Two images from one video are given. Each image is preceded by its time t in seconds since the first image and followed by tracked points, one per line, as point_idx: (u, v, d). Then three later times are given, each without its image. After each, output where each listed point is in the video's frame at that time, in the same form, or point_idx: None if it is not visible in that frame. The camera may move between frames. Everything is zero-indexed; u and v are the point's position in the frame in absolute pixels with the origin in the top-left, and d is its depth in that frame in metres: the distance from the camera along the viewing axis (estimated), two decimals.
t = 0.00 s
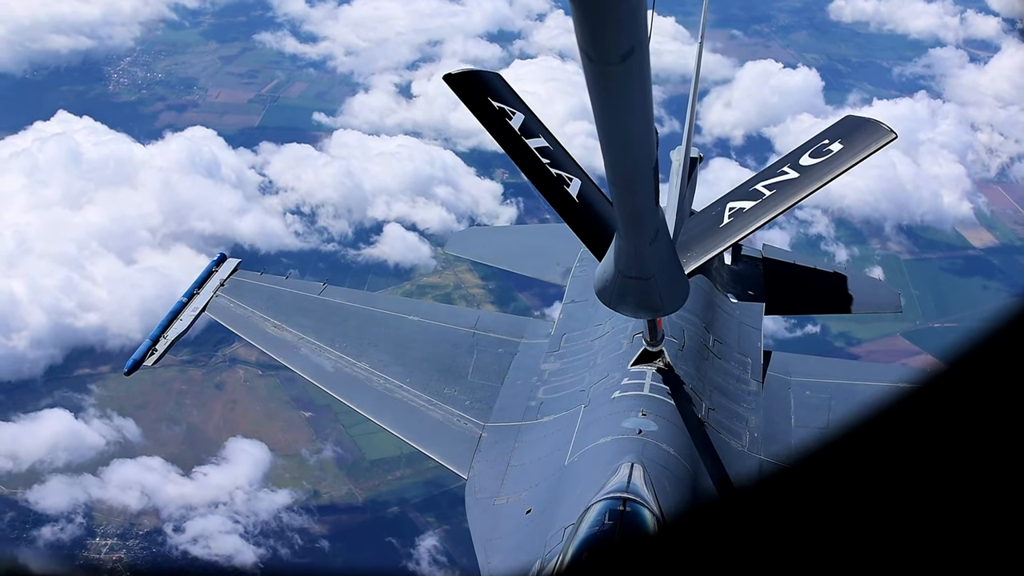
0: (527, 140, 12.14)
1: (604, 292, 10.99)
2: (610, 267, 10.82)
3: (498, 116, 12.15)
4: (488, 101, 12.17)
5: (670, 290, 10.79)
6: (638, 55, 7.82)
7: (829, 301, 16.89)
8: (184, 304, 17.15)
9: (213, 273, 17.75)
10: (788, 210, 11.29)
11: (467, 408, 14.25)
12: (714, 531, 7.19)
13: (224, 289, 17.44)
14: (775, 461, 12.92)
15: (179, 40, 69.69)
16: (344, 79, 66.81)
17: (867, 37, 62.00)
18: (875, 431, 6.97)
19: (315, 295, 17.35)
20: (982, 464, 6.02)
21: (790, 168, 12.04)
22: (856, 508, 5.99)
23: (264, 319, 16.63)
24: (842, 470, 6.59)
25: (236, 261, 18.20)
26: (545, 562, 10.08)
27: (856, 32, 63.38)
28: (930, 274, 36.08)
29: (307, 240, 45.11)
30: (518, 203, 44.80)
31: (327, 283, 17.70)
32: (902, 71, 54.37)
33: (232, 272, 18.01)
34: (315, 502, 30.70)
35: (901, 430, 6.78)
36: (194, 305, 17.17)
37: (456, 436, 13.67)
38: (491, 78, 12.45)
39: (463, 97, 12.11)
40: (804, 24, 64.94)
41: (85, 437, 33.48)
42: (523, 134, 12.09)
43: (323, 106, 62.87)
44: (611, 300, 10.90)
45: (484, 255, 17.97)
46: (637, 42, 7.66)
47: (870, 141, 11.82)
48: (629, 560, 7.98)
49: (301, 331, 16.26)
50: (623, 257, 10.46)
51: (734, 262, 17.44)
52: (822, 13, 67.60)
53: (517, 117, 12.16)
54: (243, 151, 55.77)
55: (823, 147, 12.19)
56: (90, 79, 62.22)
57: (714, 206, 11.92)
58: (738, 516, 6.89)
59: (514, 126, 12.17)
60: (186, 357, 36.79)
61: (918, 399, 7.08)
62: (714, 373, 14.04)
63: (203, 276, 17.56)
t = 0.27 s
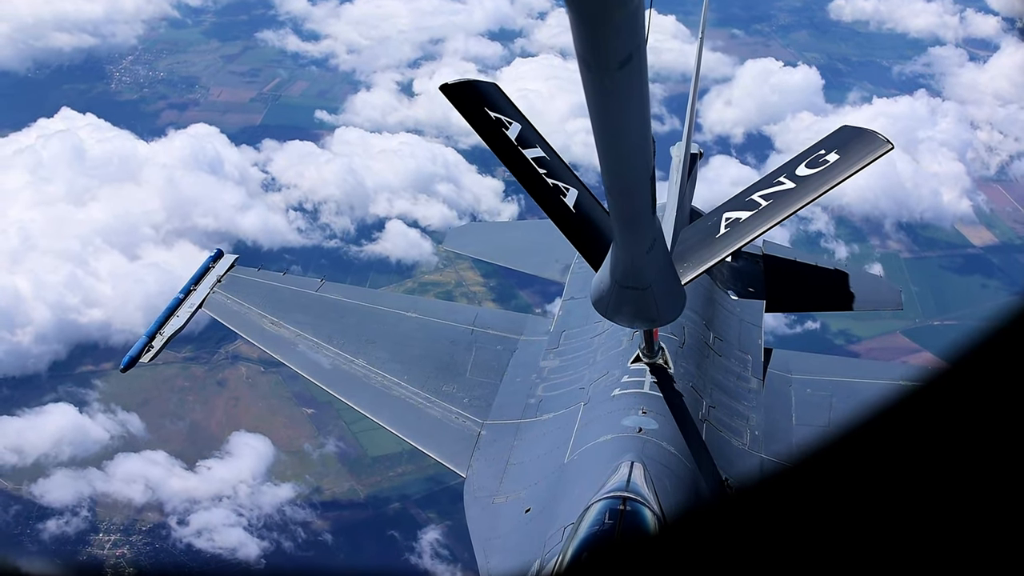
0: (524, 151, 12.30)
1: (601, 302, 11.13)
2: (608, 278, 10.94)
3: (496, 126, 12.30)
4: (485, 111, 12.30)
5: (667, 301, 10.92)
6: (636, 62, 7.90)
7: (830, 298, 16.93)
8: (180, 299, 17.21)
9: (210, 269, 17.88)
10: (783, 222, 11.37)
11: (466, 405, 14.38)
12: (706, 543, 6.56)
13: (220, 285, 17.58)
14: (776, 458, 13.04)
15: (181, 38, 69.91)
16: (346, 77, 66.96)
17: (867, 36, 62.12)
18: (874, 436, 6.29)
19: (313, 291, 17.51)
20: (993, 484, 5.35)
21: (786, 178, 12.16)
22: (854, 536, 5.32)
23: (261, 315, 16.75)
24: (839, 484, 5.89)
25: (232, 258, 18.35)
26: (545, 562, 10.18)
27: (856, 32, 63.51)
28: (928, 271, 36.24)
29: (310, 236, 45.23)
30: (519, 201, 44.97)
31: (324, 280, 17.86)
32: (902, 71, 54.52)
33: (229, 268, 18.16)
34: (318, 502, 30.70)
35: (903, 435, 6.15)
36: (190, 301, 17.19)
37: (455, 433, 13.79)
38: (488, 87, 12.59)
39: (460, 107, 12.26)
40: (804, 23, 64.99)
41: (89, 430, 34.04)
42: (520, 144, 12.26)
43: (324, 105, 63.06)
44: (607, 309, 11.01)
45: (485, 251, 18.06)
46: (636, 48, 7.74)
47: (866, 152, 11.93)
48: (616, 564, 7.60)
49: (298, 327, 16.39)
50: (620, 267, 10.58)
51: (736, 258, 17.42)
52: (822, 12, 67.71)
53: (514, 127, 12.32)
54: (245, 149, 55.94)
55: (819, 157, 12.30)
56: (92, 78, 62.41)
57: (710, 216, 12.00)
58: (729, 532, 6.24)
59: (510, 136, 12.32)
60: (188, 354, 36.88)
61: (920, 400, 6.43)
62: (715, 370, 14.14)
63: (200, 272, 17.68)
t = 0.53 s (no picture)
0: (522, 151, 12.41)
1: (598, 303, 11.25)
2: (606, 279, 11.05)
3: (493, 126, 12.42)
4: (482, 111, 12.43)
5: (664, 302, 11.05)
6: (635, 63, 7.91)
7: (831, 296, 16.97)
8: (177, 296, 17.35)
9: (208, 266, 18.05)
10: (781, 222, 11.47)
11: (466, 404, 14.52)
12: (705, 551, 6.12)
13: (218, 282, 17.73)
14: (777, 456, 13.16)
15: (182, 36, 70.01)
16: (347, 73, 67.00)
17: (867, 35, 62.10)
18: (871, 440, 5.71)
19: (311, 288, 17.67)
20: (1000, 504, 4.79)
21: (783, 178, 12.26)
22: (842, 562, 4.85)
23: (258, 313, 16.86)
24: (828, 494, 5.36)
25: (230, 255, 18.52)
26: (546, 561, 10.32)
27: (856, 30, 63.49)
28: (927, 269, 36.39)
29: (312, 232, 45.35)
30: (521, 198, 45.09)
31: (322, 276, 18.02)
32: (903, 69, 54.54)
33: (226, 265, 18.33)
34: (319, 497, 30.74)
35: (903, 440, 5.59)
36: (187, 298, 17.35)
37: (455, 432, 13.92)
38: (485, 88, 12.69)
39: (458, 108, 12.39)
40: (804, 21, 64.97)
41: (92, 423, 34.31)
42: (517, 144, 12.38)
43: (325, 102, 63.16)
44: (606, 309, 11.13)
45: (483, 249, 18.19)
46: (635, 48, 7.74)
47: (864, 152, 12.00)
48: (609, 564, 7.58)
49: (295, 324, 16.53)
50: (618, 268, 10.69)
51: (736, 256, 17.39)
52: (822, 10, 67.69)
53: (511, 128, 12.43)
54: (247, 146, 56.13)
55: (816, 157, 12.41)
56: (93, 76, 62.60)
57: (707, 216, 12.08)
58: (718, 544, 5.88)
59: (508, 137, 12.44)
60: (190, 350, 37.06)
61: (924, 400, 5.84)
62: (715, 368, 14.27)
63: (197, 269, 17.85)
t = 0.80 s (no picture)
0: (524, 150, 12.50)
1: (601, 302, 11.36)
2: (608, 279, 11.15)
3: (496, 126, 12.53)
4: (484, 111, 12.55)
5: (667, 303, 11.15)
6: (636, 62, 7.90)
7: (832, 296, 17.10)
8: (176, 297, 17.48)
9: (206, 266, 18.20)
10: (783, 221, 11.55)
11: (465, 404, 14.65)
12: (704, 550, 6.02)
13: (217, 282, 17.89)
14: (778, 457, 13.27)
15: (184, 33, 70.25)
16: (348, 70, 67.09)
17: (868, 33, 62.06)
18: (870, 440, 5.62)
19: (310, 288, 17.82)
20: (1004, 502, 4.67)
21: (786, 178, 12.35)
22: (839, 563, 4.77)
23: (257, 313, 16.99)
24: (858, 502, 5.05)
25: (228, 255, 18.66)
26: (547, 562, 10.45)
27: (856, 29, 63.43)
28: (926, 267, 36.51)
29: (314, 227, 45.48)
30: (521, 194, 45.22)
31: (321, 277, 18.17)
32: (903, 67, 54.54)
33: (225, 266, 18.48)
34: (321, 493, 30.98)
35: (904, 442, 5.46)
36: (185, 299, 17.50)
37: (455, 433, 14.06)
38: (487, 88, 12.80)
39: (460, 108, 12.49)
40: (804, 19, 64.93)
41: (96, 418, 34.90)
42: (519, 144, 12.47)
43: (326, 99, 63.31)
44: (608, 309, 11.22)
45: (483, 248, 18.30)
46: (636, 48, 7.73)
47: (867, 152, 12.08)
48: (607, 566, 7.69)
49: (294, 324, 16.67)
50: (621, 269, 10.79)
51: (737, 256, 17.58)
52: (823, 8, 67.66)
53: (513, 128, 12.53)
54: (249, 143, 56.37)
55: (819, 156, 12.48)
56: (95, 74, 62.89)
57: (709, 216, 12.18)
58: (715, 546, 5.79)
59: (510, 136, 12.53)
60: (192, 346, 37.29)
61: (926, 400, 5.73)
62: (717, 368, 14.38)
63: (196, 269, 18.00)
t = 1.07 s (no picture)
0: (529, 148, 12.60)
1: (605, 301, 11.42)
2: (612, 278, 11.21)
3: (501, 125, 12.66)
4: (490, 110, 12.70)
5: (673, 300, 11.20)
6: (639, 60, 7.81)
7: (833, 297, 17.22)
8: (175, 298, 17.61)
9: (206, 266, 18.32)
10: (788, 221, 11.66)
11: (465, 406, 14.78)
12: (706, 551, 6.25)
13: (216, 282, 18.01)
14: (780, 459, 13.34)
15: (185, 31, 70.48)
16: (349, 67, 67.18)
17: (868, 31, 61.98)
18: (869, 440, 5.74)
19: (310, 289, 17.96)
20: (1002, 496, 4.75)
21: (791, 177, 12.44)
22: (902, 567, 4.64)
23: (257, 314, 17.12)
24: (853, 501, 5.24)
25: (227, 255, 18.77)
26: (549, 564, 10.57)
27: (857, 27, 63.35)
28: (925, 265, 36.61)
29: (315, 223, 45.62)
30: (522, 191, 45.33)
31: (321, 278, 18.32)
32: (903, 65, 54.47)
33: (224, 266, 18.61)
34: (323, 488, 31.32)
35: (899, 437, 5.61)
36: (185, 299, 17.64)
37: (455, 434, 14.19)
38: (494, 88, 12.94)
39: (466, 107, 12.61)
40: (804, 18, 64.85)
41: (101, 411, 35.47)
42: (524, 142, 12.57)
43: (326, 96, 63.40)
44: (613, 308, 11.28)
45: (482, 249, 18.43)
46: (638, 46, 7.65)
47: (871, 151, 12.14)
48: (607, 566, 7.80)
49: (294, 325, 16.81)
50: (625, 267, 10.86)
51: (739, 257, 17.79)
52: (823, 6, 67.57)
53: (519, 126, 12.66)
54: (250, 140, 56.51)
55: (825, 156, 12.57)
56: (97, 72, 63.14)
57: (714, 214, 12.28)
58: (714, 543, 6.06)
59: (516, 135, 12.65)
60: (194, 342, 37.50)
61: (930, 394, 5.79)
62: (718, 370, 14.47)
63: (195, 269, 18.12)
